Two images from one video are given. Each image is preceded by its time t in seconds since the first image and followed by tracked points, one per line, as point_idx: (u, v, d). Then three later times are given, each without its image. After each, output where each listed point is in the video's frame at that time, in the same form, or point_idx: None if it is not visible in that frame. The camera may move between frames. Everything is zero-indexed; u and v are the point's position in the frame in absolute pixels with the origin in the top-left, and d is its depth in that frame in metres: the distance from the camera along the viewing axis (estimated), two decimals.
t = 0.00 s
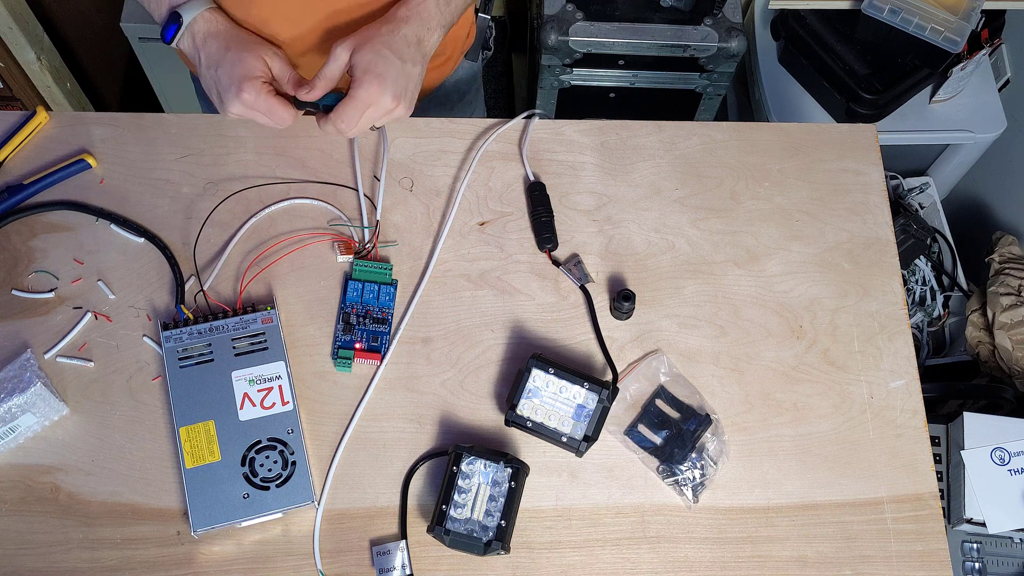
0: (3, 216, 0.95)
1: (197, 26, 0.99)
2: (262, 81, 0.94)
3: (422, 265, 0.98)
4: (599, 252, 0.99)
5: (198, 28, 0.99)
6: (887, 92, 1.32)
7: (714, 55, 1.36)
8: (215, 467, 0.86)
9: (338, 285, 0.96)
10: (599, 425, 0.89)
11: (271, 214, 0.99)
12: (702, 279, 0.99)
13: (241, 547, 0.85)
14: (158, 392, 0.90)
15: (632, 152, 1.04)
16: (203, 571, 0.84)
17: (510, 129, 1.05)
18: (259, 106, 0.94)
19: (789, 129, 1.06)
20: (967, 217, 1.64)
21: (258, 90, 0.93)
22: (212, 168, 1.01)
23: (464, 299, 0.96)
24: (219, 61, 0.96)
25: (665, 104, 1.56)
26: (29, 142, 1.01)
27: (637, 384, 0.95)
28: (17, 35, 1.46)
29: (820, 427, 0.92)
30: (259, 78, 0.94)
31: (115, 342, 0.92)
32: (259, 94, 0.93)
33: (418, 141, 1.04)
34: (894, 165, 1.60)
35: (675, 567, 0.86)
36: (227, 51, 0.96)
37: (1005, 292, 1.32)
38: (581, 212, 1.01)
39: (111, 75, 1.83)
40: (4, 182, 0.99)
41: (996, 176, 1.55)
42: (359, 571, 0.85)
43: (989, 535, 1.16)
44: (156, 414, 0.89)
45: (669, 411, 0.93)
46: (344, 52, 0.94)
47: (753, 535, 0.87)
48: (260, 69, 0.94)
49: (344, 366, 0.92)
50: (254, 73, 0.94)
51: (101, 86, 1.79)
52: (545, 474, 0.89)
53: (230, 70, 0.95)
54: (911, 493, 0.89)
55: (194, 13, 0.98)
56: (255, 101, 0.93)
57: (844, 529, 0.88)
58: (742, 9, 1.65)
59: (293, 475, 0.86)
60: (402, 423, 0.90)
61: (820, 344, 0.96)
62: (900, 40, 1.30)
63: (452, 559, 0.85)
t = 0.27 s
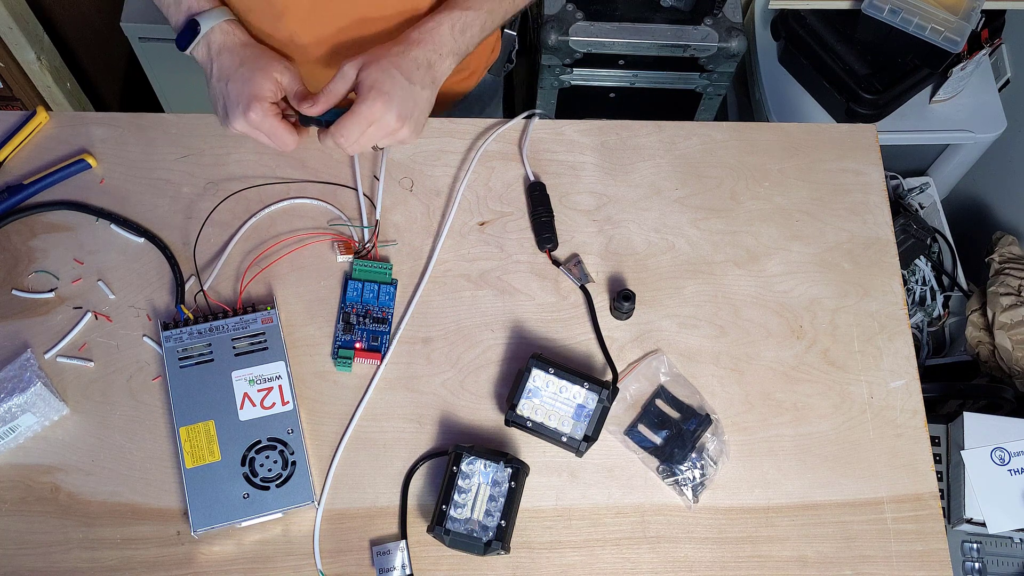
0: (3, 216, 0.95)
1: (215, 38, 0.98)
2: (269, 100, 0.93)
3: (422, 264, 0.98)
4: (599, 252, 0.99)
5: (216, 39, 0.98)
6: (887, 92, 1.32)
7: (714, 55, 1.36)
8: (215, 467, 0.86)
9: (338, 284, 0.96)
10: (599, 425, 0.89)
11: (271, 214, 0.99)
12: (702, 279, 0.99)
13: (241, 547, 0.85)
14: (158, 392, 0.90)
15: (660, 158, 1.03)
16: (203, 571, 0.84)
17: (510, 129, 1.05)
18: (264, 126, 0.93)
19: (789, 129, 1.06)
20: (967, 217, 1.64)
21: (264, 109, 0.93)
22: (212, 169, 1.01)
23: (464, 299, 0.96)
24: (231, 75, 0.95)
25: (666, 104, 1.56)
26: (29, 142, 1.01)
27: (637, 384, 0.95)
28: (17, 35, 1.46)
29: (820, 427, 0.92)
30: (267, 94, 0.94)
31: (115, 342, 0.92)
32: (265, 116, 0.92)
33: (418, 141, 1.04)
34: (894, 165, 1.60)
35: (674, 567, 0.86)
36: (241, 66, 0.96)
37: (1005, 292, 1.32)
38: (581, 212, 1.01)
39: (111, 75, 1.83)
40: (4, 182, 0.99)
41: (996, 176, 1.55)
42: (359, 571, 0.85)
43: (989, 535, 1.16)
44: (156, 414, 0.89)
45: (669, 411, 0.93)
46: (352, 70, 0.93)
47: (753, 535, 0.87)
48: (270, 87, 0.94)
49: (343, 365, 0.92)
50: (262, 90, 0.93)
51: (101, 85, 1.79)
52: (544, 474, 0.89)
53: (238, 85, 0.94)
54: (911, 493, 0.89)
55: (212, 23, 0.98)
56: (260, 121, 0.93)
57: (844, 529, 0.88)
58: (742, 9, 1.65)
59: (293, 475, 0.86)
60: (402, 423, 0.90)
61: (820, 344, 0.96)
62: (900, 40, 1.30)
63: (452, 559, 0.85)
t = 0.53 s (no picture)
0: (3, 216, 0.95)
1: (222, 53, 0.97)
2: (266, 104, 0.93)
3: (422, 264, 0.98)
4: (599, 252, 0.99)
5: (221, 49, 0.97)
6: (887, 92, 1.33)
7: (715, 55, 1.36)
8: (215, 467, 0.86)
9: (338, 284, 0.96)
10: (599, 425, 0.89)
11: (271, 214, 0.99)
12: (702, 279, 0.99)
13: (241, 547, 0.85)
14: (158, 392, 0.90)
15: (638, 153, 1.04)
16: (203, 571, 0.84)
17: (510, 129, 1.05)
18: (261, 130, 0.93)
19: (789, 129, 1.06)
20: (967, 217, 1.64)
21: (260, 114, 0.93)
22: (212, 169, 1.01)
23: (464, 299, 0.96)
24: (231, 83, 0.96)
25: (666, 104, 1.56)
26: (29, 142, 1.01)
27: (637, 384, 0.95)
28: (17, 35, 1.46)
29: (820, 427, 0.92)
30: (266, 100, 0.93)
31: (115, 342, 0.92)
32: (259, 117, 0.92)
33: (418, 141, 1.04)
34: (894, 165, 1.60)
35: (674, 567, 0.86)
36: (239, 74, 0.95)
37: (1005, 292, 1.32)
38: (581, 212, 1.01)
39: (111, 75, 1.83)
40: (4, 183, 0.99)
41: (996, 176, 1.55)
42: (359, 571, 0.85)
43: (989, 535, 1.16)
44: (156, 414, 0.89)
45: (669, 411, 0.93)
46: (401, 56, 0.88)
47: (753, 535, 0.87)
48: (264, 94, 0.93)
49: (344, 364, 0.92)
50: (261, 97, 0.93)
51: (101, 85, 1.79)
52: (544, 474, 0.89)
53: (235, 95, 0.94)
54: (911, 493, 0.89)
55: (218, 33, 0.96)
56: (257, 124, 0.92)
57: (844, 529, 0.88)
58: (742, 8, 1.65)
59: (293, 475, 0.86)
60: (402, 423, 0.90)
61: (820, 344, 0.96)
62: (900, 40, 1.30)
63: (453, 559, 0.85)
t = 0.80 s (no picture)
0: (3, 216, 0.95)
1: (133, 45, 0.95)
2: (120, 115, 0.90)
3: (422, 264, 0.98)
4: (599, 252, 0.99)
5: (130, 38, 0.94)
6: (887, 92, 1.33)
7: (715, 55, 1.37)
8: (215, 467, 0.86)
9: (338, 283, 0.96)
10: (599, 425, 0.89)
11: (271, 214, 0.99)
12: (702, 279, 0.99)
13: (241, 547, 0.85)
14: (158, 392, 0.90)
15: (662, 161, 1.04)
16: (203, 571, 0.84)
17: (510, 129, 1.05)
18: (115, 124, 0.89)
19: (789, 129, 1.06)
20: (967, 217, 1.64)
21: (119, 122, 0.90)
22: (212, 169, 1.01)
23: (464, 299, 0.96)
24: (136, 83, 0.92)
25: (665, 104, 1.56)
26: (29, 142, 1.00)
27: (637, 384, 0.95)
28: (17, 35, 1.46)
29: (820, 427, 0.92)
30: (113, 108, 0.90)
31: (115, 342, 0.92)
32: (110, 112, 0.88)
33: (418, 141, 1.04)
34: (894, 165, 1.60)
35: (674, 567, 0.86)
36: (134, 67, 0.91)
37: (1005, 292, 1.32)
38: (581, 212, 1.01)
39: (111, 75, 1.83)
40: (4, 183, 0.99)
41: (996, 176, 1.55)
42: (359, 571, 0.85)
43: (989, 535, 1.16)
44: (156, 414, 0.89)
45: (669, 411, 0.93)
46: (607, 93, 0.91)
47: (753, 535, 0.87)
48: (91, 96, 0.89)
49: (344, 363, 0.92)
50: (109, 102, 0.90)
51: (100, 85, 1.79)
52: (544, 473, 0.89)
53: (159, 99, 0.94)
54: (910, 493, 0.89)
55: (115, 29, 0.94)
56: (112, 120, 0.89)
57: (844, 529, 0.88)
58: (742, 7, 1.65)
59: (293, 475, 0.86)
60: (402, 423, 0.90)
61: (820, 344, 0.96)
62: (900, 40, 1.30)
63: (453, 559, 0.85)
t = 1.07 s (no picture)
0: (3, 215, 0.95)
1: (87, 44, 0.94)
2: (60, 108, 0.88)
3: (422, 265, 0.98)
4: (599, 252, 0.99)
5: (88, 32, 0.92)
6: (888, 92, 1.32)
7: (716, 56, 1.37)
8: (215, 467, 0.86)
9: (338, 283, 0.96)
10: (599, 425, 0.89)
11: (271, 214, 0.99)
12: (702, 279, 0.99)
13: (241, 547, 0.85)
14: (158, 392, 0.90)
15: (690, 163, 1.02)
16: (203, 571, 0.84)
17: (510, 129, 1.05)
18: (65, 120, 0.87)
19: (789, 129, 1.06)
20: (967, 217, 1.64)
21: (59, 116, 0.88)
22: (212, 169, 1.01)
23: (464, 299, 0.96)
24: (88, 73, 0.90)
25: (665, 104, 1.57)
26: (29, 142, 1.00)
27: (637, 384, 0.95)
28: (17, 34, 1.48)
29: (820, 427, 0.92)
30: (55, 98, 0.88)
31: (115, 342, 0.92)
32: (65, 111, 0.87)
33: (418, 141, 1.04)
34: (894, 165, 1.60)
35: (674, 567, 0.86)
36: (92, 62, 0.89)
37: (1005, 292, 1.32)
38: (581, 212, 1.01)
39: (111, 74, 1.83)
40: (4, 182, 0.99)
41: (996, 176, 1.55)
42: (359, 571, 0.85)
43: (989, 535, 1.16)
44: (156, 414, 0.89)
45: (669, 411, 0.93)
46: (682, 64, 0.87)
47: (753, 535, 0.87)
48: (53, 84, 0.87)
49: (344, 363, 0.92)
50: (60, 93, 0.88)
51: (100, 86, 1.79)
52: (544, 474, 0.89)
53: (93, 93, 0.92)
54: (911, 493, 0.89)
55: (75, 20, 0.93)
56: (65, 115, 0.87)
57: (844, 529, 0.88)
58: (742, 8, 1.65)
59: (293, 475, 0.86)
60: (402, 423, 0.90)
61: (820, 344, 0.96)
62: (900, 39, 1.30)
63: (453, 559, 0.85)
